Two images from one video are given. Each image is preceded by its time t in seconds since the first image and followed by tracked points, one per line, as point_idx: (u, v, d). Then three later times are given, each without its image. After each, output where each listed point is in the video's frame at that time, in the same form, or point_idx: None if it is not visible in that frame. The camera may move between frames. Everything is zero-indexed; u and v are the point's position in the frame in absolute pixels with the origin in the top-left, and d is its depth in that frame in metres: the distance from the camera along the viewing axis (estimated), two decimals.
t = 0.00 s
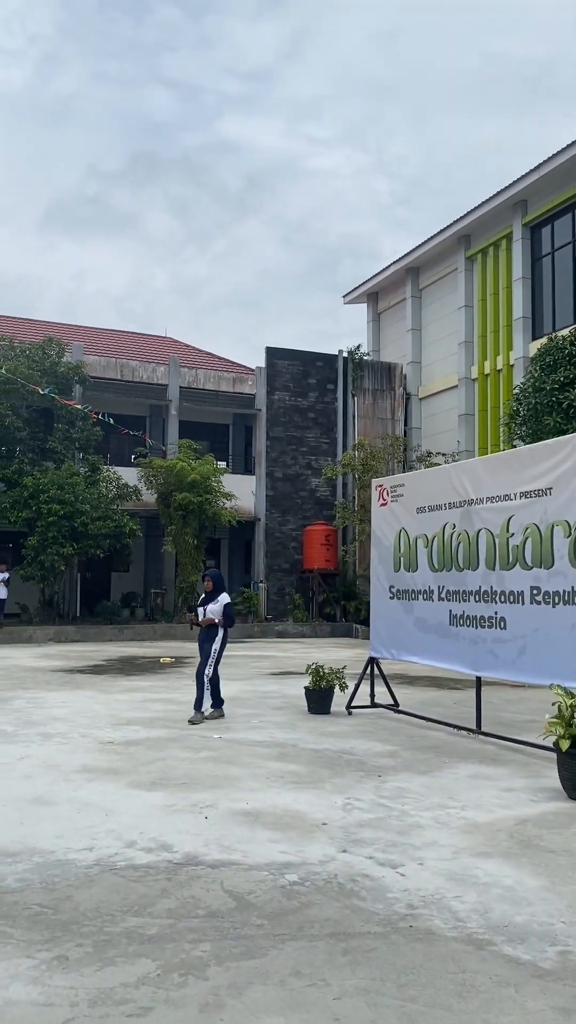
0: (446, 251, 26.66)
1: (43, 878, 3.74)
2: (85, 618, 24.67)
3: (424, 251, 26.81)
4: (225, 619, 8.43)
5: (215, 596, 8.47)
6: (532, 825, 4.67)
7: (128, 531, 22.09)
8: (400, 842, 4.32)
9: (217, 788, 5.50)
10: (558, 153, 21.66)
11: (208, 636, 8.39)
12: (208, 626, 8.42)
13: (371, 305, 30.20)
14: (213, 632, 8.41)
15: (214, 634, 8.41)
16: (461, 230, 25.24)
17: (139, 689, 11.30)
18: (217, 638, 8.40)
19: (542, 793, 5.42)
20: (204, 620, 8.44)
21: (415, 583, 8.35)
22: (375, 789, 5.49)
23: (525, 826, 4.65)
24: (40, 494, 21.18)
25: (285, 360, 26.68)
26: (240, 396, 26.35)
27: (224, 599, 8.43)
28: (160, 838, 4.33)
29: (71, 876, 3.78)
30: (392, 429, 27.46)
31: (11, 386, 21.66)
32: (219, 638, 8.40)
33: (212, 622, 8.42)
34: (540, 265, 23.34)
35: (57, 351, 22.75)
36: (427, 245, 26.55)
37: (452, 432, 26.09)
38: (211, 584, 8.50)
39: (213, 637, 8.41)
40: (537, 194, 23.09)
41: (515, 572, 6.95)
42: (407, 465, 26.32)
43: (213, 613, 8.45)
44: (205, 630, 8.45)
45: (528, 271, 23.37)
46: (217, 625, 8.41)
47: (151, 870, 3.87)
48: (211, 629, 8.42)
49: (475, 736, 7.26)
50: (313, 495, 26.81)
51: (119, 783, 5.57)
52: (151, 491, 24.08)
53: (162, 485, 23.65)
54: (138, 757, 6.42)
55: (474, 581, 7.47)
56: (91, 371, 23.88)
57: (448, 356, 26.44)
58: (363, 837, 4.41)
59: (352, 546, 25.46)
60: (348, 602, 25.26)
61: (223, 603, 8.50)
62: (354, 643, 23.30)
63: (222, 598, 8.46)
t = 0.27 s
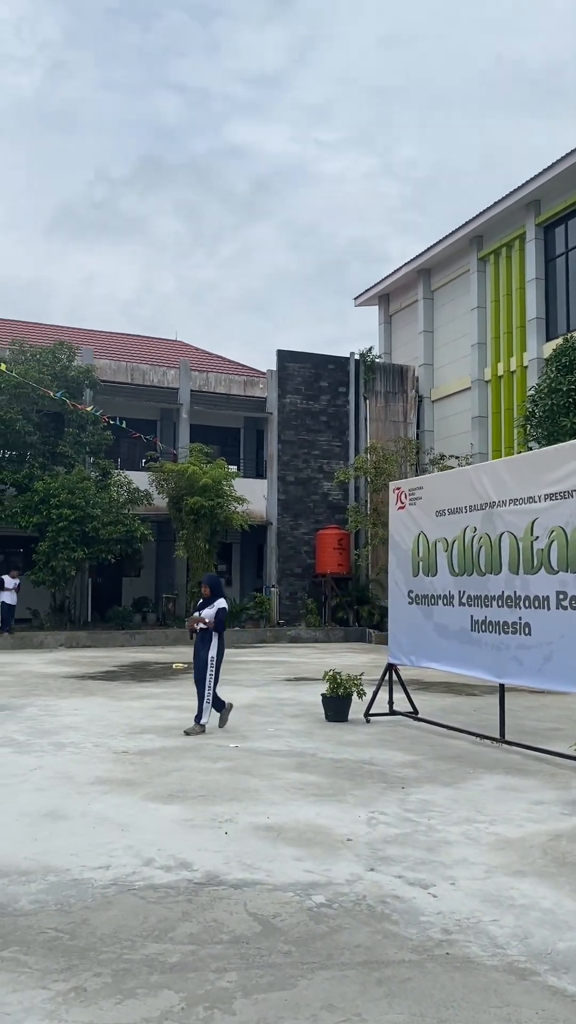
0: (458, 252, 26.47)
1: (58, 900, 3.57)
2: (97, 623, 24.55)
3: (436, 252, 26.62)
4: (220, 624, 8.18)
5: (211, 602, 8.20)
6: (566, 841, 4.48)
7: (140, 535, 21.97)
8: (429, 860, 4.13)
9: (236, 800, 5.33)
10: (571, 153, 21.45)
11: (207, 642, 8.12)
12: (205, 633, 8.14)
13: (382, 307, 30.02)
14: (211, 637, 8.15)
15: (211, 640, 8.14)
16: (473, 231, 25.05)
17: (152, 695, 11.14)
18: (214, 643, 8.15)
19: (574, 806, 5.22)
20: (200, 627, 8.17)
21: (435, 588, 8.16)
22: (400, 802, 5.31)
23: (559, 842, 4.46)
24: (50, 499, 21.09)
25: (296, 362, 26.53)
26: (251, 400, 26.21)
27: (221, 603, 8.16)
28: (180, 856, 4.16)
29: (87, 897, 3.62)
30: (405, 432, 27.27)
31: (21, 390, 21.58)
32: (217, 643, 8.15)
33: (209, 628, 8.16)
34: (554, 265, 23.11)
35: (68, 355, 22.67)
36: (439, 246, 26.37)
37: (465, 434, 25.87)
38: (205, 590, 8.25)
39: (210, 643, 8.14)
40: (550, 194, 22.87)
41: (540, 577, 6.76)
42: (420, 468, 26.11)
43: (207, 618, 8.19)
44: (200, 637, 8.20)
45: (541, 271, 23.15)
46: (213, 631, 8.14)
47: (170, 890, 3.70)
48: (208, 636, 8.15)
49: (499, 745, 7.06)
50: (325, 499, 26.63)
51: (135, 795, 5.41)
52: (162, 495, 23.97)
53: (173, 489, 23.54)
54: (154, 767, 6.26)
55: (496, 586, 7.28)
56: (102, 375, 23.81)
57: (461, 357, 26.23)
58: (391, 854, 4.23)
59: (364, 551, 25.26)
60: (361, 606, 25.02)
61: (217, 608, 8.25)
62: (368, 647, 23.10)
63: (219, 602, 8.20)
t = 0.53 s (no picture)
0: (471, 251, 26.25)
1: (80, 919, 3.41)
2: (110, 626, 24.47)
3: (449, 252, 26.41)
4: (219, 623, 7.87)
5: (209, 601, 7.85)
6: None
7: (153, 538, 21.85)
8: (463, 874, 3.95)
9: (259, 809, 5.16)
10: None
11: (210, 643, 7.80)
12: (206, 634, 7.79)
13: (394, 307, 29.81)
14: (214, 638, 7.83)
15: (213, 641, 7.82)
16: (486, 230, 24.82)
17: (168, 700, 10.99)
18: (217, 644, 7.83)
19: None
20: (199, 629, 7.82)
21: (457, 590, 7.97)
22: (429, 810, 5.13)
23: None
24: (63, 502, 21.00)
25: (308, 364, 26.37)
26: (264, 402, 26.07)
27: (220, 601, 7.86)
28: (203, 869, 4.00)
29: (110, 915, 3.45)
30: (418, 433, 27.10)
31: (34, 393, 21.49)
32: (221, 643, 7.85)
33: (209, 629, 7.84)
34: (569, 264, 22.87)
35: (80, 357, 22.60)
36: (452, 245, 26.15)
37: (479, 435, 25.65)
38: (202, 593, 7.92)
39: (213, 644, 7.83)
40: (564, 192, 22.62)
41: (567, 579, 6.57)
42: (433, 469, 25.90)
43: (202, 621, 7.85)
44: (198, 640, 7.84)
45: (556, 270, 22.91)
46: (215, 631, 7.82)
47: (197, 907, 3.53)
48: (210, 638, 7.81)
49: (527, 751, 6.88)
50: (338, 501, 26.45)
51: (155, 804, 5.25)
52: (175, 498, 23.87)
53: (185, 492, 23.44)
54: (173, 775, 6.10)
55: (521, 588, 7.09)
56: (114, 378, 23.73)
57: (474, 357, 26.01)
58: (422, 868, 4.05)
59: (378, 553, 25.10)
60: (375, 609, 24.86)
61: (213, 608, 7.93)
62: (382, 650, 22.92)
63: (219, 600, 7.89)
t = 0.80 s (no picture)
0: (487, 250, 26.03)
1: (114, 937, 3.27)
2: (127, 630, 24.42)
3: (464, 251, 26.20)
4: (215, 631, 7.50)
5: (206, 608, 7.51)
6: None
7: (170, 542, 21.78)
8: (509, 889, 3.79)
9: (291, 819, 5.01)
10: None
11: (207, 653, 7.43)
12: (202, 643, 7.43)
13: (409, 308, 29.62)
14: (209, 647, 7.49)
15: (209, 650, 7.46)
16: (502, 228, 24.60)
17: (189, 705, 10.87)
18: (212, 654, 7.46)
19: None
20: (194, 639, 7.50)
21: (486, 591, 7.79)
22: (466, 820, 4.96)
23: None
24: (81, 506, 20.98)
25: (324, 365, 26.23)
26: (279, 404, 25.96)
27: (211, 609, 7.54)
28: (238, 884, 3.85)
29: (144, 933, 3.32)
30: (435, 434, 26.90)
31: (50, 397, 21.46)
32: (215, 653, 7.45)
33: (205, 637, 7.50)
34: None
35: (96, 362, 22.58)
36: (468, 244, 25.94)
37: (497, 435, 25.42)
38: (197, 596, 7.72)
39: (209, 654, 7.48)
40: None
41: None
42: (451, 469, 25.66)
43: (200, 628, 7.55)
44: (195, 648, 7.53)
45: (573, 268, 22.66)
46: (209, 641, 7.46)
47: (234, 925, 3.39)
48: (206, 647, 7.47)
49: (561, 757, 6.70)
50: (354, 502, 26.27)
51: (183, 814, 5.11)
52: (192, 501, 23.79)
53: (202, 495, 23.36)
54: (200, 784, 5.96)
55: (554, 589, 6.92)
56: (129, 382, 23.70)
57: (491, 357, 25.78)
58: (465, 882, 3.89)
59: (396, 555, 24.93)
60: (393, 611, 24.67)
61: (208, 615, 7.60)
62: (401, 652, 22.72)
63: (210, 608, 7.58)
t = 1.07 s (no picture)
0: (508, 247, 25.74)
1: (158, 959, 3.12)
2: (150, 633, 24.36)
3: (485, 249, 25.92)
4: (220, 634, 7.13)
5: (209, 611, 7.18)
6: None
7: (192, 544, 21.69)
8: (568, 907, 3.60)
9: (331, 830, 4.84)
10: None
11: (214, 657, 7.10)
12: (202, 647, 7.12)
13: (430, 307, 29.37)
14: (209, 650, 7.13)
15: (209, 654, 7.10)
16: (524, 224, 24.31)
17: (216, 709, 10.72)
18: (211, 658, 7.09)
19: None
20: (194, 642, 7.20)
21: (523, 593, 7.59)
22: (514, 831, 4.78)
23: None
24: (103, 508, 20.93)
25: (344, 365, 26.02)
26: (299, 404, 25.79)
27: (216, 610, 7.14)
28: (283, 900, 3.69)
29: (190, 955, 3.16)
30: (457, 433, 26.65)
31: (71, 400, 21.41)
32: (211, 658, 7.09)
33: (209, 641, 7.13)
34: None
35: (116, 364, 22.54)
36: (489, 241, 25.66)
37: (521, 434, 25.13)
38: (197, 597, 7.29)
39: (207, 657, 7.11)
40: None
41: None
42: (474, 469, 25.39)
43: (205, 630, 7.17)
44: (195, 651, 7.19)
45: None
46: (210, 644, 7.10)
47: (283, 947, 3.21)
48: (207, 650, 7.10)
49: None
50: (376, 503, 26.07)
51: (220, 825, 4.95)
52: (213, 503, 23.69)
53: (223, 497, 23.26)
54: (235, 793, 5.81)
55: None
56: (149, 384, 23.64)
57: (514, 355, 25.49)
58: (521, 899, 3.71)
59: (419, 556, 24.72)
60: (417, 613, 24.42)
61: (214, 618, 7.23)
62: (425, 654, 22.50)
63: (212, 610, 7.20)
